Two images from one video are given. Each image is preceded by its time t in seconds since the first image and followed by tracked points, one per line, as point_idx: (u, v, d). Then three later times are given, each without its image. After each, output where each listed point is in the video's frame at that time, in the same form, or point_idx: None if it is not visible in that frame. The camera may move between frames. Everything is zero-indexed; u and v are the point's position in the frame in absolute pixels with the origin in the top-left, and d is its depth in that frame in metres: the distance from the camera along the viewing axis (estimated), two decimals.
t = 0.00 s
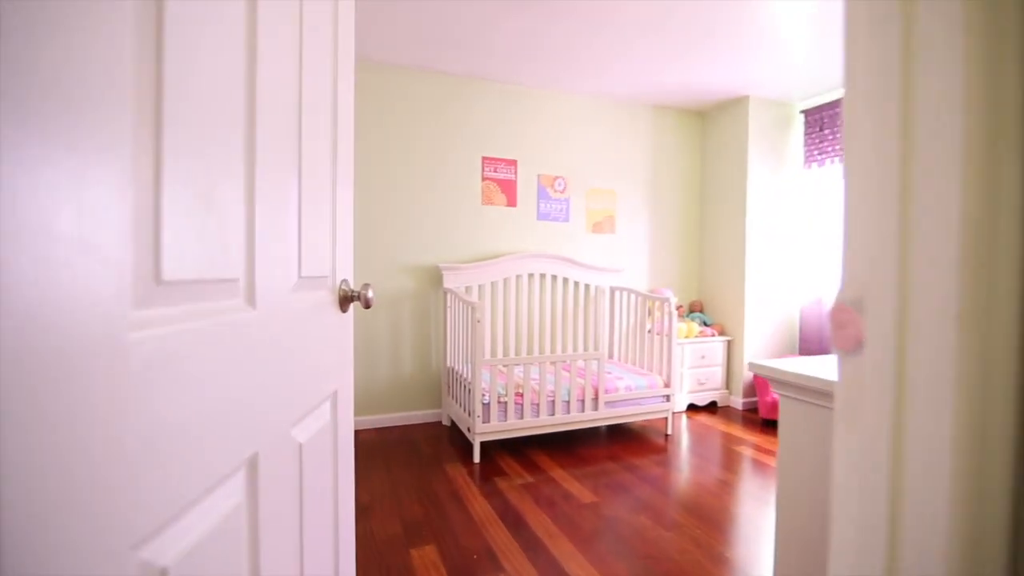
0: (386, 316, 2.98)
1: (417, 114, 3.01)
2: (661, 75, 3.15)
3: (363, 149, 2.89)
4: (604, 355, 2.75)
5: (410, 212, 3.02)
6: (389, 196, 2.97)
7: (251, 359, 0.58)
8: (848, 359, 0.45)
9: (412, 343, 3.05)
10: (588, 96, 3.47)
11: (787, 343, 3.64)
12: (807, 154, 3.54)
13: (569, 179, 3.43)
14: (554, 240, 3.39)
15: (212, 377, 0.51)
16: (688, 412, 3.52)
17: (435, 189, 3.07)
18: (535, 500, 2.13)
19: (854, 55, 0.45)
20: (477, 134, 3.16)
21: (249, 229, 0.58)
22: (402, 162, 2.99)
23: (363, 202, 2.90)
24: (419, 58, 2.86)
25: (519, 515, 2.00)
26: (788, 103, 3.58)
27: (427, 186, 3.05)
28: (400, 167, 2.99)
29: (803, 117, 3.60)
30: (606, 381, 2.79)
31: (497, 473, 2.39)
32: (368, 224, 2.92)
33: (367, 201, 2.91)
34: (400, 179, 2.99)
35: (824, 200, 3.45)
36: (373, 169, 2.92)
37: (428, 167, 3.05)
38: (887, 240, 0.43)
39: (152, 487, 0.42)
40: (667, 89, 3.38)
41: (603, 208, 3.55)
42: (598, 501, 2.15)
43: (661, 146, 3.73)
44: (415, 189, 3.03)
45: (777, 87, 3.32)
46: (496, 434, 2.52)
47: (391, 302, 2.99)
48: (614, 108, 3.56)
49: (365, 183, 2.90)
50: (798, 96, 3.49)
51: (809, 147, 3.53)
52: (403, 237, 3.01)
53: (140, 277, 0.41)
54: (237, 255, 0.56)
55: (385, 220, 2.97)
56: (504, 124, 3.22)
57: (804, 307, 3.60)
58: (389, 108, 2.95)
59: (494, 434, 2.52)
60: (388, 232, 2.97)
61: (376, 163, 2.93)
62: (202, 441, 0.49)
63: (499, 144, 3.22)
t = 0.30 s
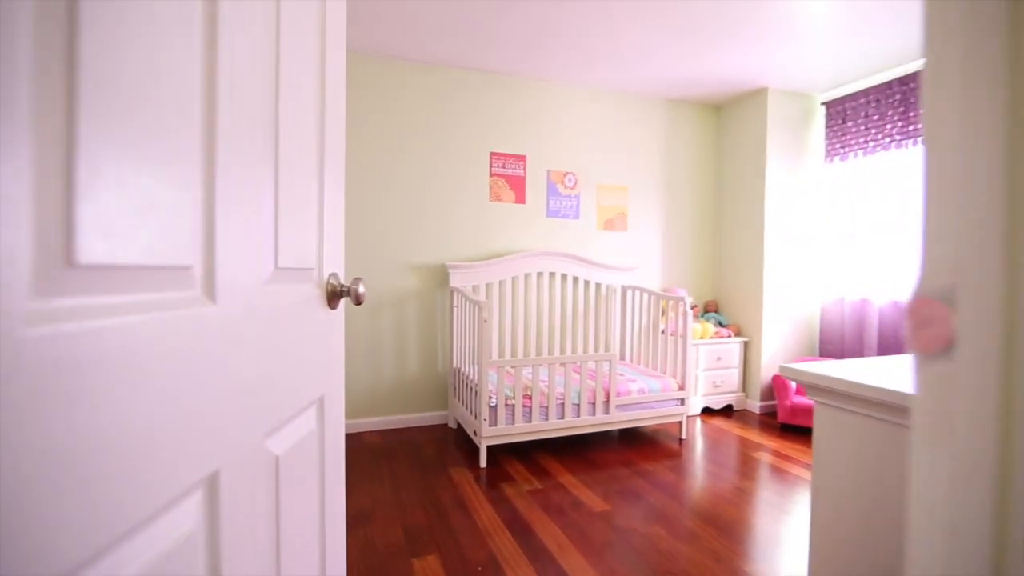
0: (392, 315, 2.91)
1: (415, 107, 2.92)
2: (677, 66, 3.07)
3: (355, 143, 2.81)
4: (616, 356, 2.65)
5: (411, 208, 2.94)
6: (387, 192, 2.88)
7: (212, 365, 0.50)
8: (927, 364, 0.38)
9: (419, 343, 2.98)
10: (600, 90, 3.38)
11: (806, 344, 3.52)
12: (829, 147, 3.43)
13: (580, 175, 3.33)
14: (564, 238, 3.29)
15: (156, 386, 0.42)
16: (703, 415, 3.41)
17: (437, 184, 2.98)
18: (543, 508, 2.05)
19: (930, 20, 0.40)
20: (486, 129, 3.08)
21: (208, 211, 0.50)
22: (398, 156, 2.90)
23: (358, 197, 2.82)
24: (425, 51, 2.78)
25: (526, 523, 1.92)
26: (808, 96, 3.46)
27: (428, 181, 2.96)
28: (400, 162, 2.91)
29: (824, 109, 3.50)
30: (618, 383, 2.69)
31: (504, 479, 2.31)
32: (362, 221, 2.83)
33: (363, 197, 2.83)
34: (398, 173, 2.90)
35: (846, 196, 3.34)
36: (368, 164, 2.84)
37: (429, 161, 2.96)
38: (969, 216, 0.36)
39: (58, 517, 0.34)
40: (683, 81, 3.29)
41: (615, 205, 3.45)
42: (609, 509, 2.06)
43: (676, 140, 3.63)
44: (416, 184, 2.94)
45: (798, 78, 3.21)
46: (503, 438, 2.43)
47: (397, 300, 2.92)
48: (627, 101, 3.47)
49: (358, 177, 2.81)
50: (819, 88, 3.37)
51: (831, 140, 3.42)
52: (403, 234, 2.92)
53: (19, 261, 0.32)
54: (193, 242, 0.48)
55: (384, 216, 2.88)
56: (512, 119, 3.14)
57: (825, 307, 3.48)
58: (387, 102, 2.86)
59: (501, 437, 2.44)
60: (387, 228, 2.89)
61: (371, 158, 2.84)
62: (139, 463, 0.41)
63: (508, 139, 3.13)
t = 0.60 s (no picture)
0: (394, 315, 2.83)
1: (403, 99, 2.81)
2: (687, 58, 2.96)
3: (338, 136, 2.70)
4: (626, 358, 2.55)
5: (400, 203, 2.83)
6: (372, 186, 2.77)
7: (148, 373, 0.41)
8: None
9: (422, 344, 2.90)
10: (607, 84, 3.27)
11: (821, 346, 3.41)
12: (845, 143, 3.29)
13: (587, 171, 3.24)
14: (570, 237, 3.20)
15: (63, 406, 0.34)
16: (715, 419, 3.31)
17: (427, 177, 2.87)
18: (549, 516, 1.96)
19: None
20: (491, 124, 2.99)
21: (139, 189, 0.41)
22: (385, 149, 2.79)
23: (343, 192, 2.72)
24: (428, 43, 2.70)
25: (532, 534, 1.83)
26: (824, 89, 3.33)
27: (417, 175, 2.85)
28: (388, 156, 2.80)
29: (840, 103, 3.36)
30: (627, 386, 2.59)
31: (509, 485, 2.22)
32: (346, 216, 2.73)
33: (347, 191, 2.72)
34: (383, 166, 2.79)
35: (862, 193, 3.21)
36: (351, 157, 2.73)
37: (420, 155, 2.86)
38: None
39: None
40: (692, 74, 3.17)
41: (624, 202, 3.35)
42: (618, 518, 1.97)
43: (686, 135, 3.52)
44: (406, 178, 2.83)
45: (814, 71, 3.08)
46: (509, 443, 2.35)
47: (400, 300, 2.84)
48: (635, 95, 3.37)
49: (340, 171, 2.71)
50: (835, 81, 3.25)
51: (847, 135, 3.28)
52: (392, 230, 2.82)
53: None
54: (119, 228, 0.39)
55: (371, 211, 2.77)
56: (518, 114, 3.05)
57: (841, 307, 3.36)
58: (374, 93, 2.76)
59: (506, 442, 2.35)
60: (373, 223, 2.78)
61: (354, 151, 2.73)
62: (57, 494, 0.33)
63: (514, 134, 3.05)
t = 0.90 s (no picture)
0: (394, 315, 2.76)
1: (388, 90, 2.70)
2: (695, 51, 2.86)
3: (318, 127, 2.59)
4: (633, 360, 2.47)
5: (386, 199, 2.72)
6: (354, 181, 2.67)
7: (65, 389, 0.33)
8: None
9: (423, 345, 2.82)
10: (613, 78, 3.19)
11: (833, 348, 3.32)
12: (858, 139, 3.19)
13: (593, 167, 3.15)
14: (575, 235, 3.12)
15: None
16: (724, 422, 3.22)
17: (413, 172, 2.77)
18: (553, 526, 1.88)
19: None
20: (493, 119, 2.91)
21: (51, 162, 0.34)
22: (367, 142, 2.68)
23: (324, 187, 2.61)
24: (430, 36, 2.62)
25: (534, 545, 1.75)
26: (837, 83, 3.23)
27: (403, 170, 2.75)
28: (372, 150, 2.69)
29: (853, 97, 3.26)
30: (635, 389, 2.51)
31: (511, 492, 2.14)
32: (326, 211, 2.62)
33: (328, 185, 2.62)
34: (366, 160, 2.68)
35: (875, 190, 3.11)
36: (332, 150, 2.62)
37: (404, 148, 2.75)
38: None
39: None
40: (701, 68, 3.08)
41: (630, 200, 3.27)
42: (625, 529, 1.89)
43: (694, 131, 3.43)
44: (391, 173, 2.73)
45: (827, 64, 2.99)
46: (512, 448, 2.27)
47: (400, 299, 2.77)
48: (642, 89, 3.28)
49: (318, 165, 2.60)
50: (849, 76, 3.15)
51: (861, 131, 3.18)
52: (375, 226, 2.71)
53: None
54: (19, 211, 0.32)
55: (354, 207, 2.67)
56: (521, 108, 2.97)
57: (854, 307, 3.27)
58: (356, 84, 2.65)
59: (509, 447, 2.27)
60: (355, 220, 2.67)
61: (334, 144, 2.62)
62: None
63: (517, 129, 2.96)
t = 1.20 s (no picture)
0: (391, 316, 2.69)
1: (368, 80, 2.61)
2: (702, 44, 2.78)
3: (295, 118, 2.50)
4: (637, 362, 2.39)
5: (368, 192, 2.63)
6: (334, 174, 2.57)
7: None
8: None
9: (421, 346, 2.75)
10: (617, 73, 3.11)
11: (842, 349, 3.23)
12: (868, 134, 3.11)
13: (596, 164, 3.08)
14: (577, 234, 3.04)
15: None
16: (730, 425, 3.14)
17: (396, 165, 2.67)
18: (555, 535, 1.80)
19: None
20: (494, 114, 2.84)
21: None
22: (347, 134, 2.59)
23: (303, 181, 2.52)
24: (428, 29, 2.55)
25: (535, 555, 1.67)
26: (847, 77, 3.15)
27: (386, 163, 2.65)
28: (353, 142, 2.60)
29: (863, 92, 3.18)
30: (639, 392, 2.44)
31: (511, 499, 2.06)
32: (306, 206, 2.53)
33: (306, 179, 2.52)
34: (347, 152, 2.59)
35: (885, 187, 3.03)
36: (310, 142, 2.53)
37: (392, 141, 2.66)
38: None
39: None
40: (707, 62, 3.00)
41: (634, 197, 3.19)
42: (630, 538, 1.81)
43: (699, 127, 3.35)
44: (373, 166, 2.63)
45: (837, 58, 2.91)
46: (512, 453, 2.19)
47: (397, 299, 2.69)
48: (646, 84, 3.20)
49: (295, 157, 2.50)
50: (859, 70, 3.07)
51: (871, 126, 3.09)
52: (357, 221, 2.61)
53: None
54: None
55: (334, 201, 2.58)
56: (522, 103, 2.89)
57: (863, 307, 3.18)
58: (336, 74, 2.56)
59: (510, 452, 2.19)
60: (335, 214, 2.58)
61: (313, 136, 2.53)
62: None
63: (518, 124, 2.89)
